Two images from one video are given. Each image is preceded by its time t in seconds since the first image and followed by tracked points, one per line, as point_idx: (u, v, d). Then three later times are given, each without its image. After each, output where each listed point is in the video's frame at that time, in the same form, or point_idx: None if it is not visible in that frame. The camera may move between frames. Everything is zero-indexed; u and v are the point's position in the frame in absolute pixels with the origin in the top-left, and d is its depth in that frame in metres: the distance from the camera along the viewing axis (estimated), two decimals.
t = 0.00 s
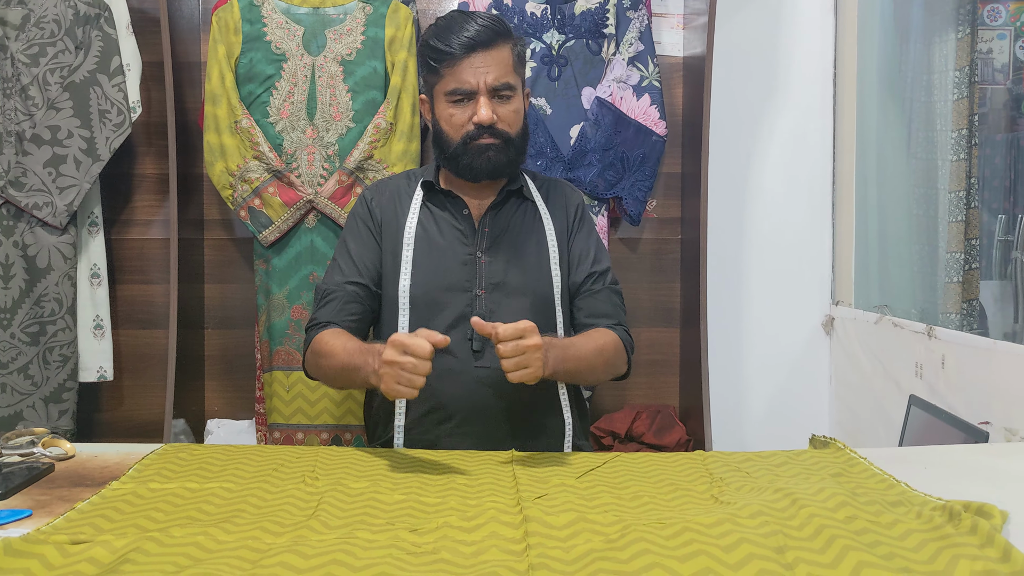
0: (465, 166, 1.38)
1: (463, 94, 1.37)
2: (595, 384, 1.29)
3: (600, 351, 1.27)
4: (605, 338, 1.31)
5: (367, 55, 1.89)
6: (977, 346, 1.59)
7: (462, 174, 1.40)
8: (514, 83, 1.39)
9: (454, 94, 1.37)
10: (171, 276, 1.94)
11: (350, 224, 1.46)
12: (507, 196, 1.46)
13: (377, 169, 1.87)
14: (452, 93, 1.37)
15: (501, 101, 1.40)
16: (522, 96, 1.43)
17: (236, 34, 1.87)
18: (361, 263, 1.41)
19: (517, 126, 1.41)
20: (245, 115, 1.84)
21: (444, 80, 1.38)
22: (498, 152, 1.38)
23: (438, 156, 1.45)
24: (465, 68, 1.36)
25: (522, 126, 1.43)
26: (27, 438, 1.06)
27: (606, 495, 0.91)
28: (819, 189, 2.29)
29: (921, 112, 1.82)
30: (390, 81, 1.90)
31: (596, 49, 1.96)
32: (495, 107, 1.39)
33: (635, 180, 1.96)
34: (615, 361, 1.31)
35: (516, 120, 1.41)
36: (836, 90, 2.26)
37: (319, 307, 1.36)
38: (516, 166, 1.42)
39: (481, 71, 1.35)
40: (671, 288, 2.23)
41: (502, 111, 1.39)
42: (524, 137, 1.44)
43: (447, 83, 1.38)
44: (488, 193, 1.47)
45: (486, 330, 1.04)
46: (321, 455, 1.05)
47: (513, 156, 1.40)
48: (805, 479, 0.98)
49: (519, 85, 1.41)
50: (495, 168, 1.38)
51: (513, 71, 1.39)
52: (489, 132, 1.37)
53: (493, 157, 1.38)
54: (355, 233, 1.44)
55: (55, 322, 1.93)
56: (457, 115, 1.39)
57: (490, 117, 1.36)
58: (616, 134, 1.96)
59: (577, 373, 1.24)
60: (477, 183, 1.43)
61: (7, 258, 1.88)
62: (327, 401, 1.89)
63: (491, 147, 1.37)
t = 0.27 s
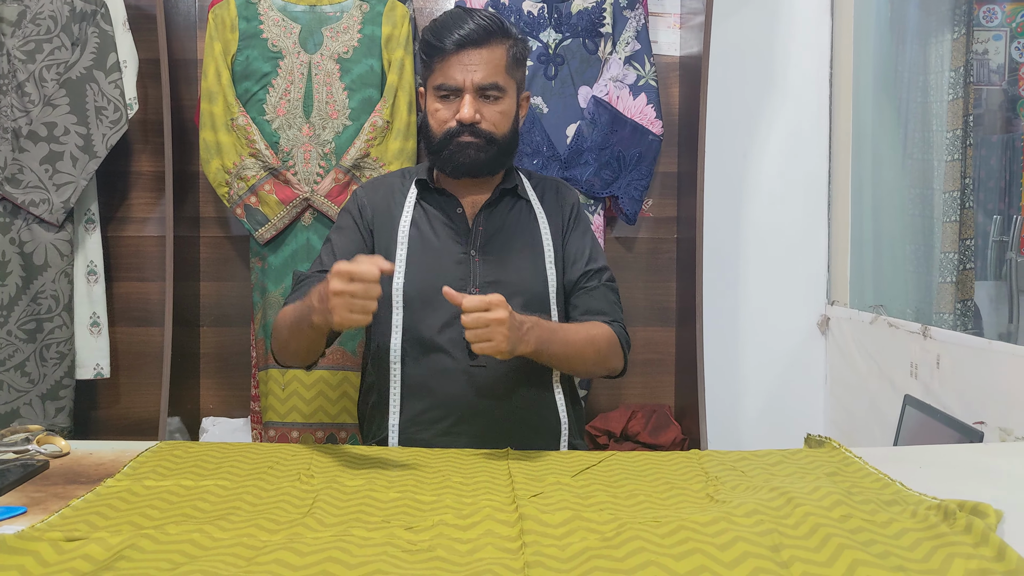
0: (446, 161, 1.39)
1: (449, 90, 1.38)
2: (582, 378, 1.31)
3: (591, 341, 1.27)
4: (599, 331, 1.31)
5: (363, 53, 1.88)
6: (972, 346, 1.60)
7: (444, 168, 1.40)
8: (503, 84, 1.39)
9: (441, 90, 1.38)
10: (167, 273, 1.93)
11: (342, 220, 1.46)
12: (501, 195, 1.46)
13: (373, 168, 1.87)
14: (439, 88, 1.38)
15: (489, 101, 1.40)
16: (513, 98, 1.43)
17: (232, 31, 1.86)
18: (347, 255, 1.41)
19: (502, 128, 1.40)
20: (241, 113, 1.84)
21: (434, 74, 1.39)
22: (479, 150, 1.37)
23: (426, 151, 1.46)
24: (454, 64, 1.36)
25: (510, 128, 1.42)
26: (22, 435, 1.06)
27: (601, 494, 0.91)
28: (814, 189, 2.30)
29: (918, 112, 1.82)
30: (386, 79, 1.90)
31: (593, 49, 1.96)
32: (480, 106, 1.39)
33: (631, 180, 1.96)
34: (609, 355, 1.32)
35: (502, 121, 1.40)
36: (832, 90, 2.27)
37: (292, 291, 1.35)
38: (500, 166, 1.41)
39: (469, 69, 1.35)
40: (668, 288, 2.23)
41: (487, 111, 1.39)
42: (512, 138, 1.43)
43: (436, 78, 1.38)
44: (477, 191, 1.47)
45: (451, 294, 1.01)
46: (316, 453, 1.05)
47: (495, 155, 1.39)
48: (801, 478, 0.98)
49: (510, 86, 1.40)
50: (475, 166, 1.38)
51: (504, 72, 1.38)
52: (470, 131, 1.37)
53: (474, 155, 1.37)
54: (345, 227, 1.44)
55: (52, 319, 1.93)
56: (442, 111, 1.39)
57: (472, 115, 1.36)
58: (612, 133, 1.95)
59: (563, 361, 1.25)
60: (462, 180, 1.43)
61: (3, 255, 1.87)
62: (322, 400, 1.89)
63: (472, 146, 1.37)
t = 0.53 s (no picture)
0: (437, 169, 1.39)
1: (448, 98, 1.37)
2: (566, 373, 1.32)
3: (568, 336, 1.26)
4: (579, 328, 1.30)
5: (360, 53, 1.88)
6: (969, 347, 1.60)
7: (432, 175, 1.41)
8: (503, 98, 1.39)
9: (440, 96, 1.37)
10: (163, 273, 1.93)
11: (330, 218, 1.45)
12: (491, 198, 1.46)
13: (370, 168, 1.87)
14: (438, 94, 1.37)
15: (487, 113, 1.39)
16: (511, 112, 1.43)
17: (229, 31, 1.85)
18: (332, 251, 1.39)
19: (496, 143, 1.40)
20: (238, 113, 1.83)
21: (435, 79, 1.38)
22: (469, 165, 1.39)
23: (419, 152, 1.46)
24: (456, 73, 1.35)
25: (504, 143, 1.42)
26: (18, 435, 1.05)
27: (598, 495, 0.91)
28: (811, 190, 2.30)
29: (915, 114, 1.83)
30: (383, 79, 1.90)
31: (591, 50, 1.96)
32: (478, 118, 1.38)
33: (628, 180, 1.97)
34: (590, 353, 1.30)
35: (497, 135, 1.40)
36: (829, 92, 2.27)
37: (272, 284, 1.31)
38: (489, 181, 1.43)
39: (470, 80, 1.35)
40: (665, 289, 2.23)
41: (484, 124, 1.39)
42: (506, 151, 1.44)
43: (436, 83, 1.37)
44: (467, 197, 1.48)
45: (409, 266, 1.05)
46: (312, 454, 1.05)
47: (486, 170, 1.40)
48: (798, 479, 0.98)
49: (508, 101, 1.40)
50: (464, 181, 1.40)
51: (505, 87, 1.38)
52: (464, 143, 1.37)
53: (464, 170, 1.38)
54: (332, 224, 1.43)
55: (48, 319, 1.92)
56: (439, 116, 1.39)
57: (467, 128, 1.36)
58: (610, 134, 1.95)
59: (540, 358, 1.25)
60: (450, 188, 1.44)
61: None
62: (320, 400, 1.89)
63: (463, 160, 1.38)
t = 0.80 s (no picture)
0: (448, 162, 1.38)
1: (461, 90, 1.37)
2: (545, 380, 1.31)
3: (536, 344, 1.26)
4: (552, 333, 1.28)
5: (360, 59, 1.88)
6: (967, 354, 1.60)
7: (442, 170, 1.40)
8: (515, 92, 1.39)
9: (453, 88, 1.37)
10: (161, 278, 1.92)
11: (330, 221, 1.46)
12: (491, 201, 1.45)
13: (369, 173, 1.87)
14: (451, 87, 1.37)
15: (499, 106, 1.40)
16: (521, 107, 1.44)
17: (228, 36, 1.86)
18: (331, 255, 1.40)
19: (507, 136, 1.41)
20: (237, 118, 1.83)
21: (447, 72, 1.38)
22: (482, 158, 1.38)
23: (427, 148, 1.45)
24: (470, 66, 1.36)
25: (514, 137, 1.43)
26: (15, 440, 1.05)
27: (598, 501, 0.91)
28: (810, 197, 2.31)
29: (913, 121, 1.83)
30: (382, 84, 1.90)
31: (590, 56, 1.96)
32: (490, 111, 1.39)
33: (627, 187, 1.97)
34: (568, 359, 1.29)
35: (507, 129, 1.41)
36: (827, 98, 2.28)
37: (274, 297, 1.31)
38: (498, 177, 1.42)
39: (484, 72, 1.35)
40: (664, 295, 2.23)
41: (496, 116, 1.39)
42: (516, 146, 1.44)
43: (449, 76, 1.38)
44: (471, 197, 1.47)
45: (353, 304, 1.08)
46: (311, 459, 1.05)
47: (496, 165, 1.40)
48: (798, 485, 0.97)
49: (519, 96, 1.41)
50: (476, 174, 1.39)
51: (517, 80, 1.39)
52: (477, 135, 1.37)
53: (476, 162, 1.38)
54: (332, 228, 1.44)
55: (45, 324, 1.92)
56: (452, 109, 1.39)
57: (482, 118, 1.36)
58: (608, 140, 1.96)
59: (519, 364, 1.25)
60: (458, 185, 1.43)
61: None
62: (317, 406, 1.88)
63: (475, 153, 1.38)
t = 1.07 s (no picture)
0: (450, 169, 1.38)
1: (462, 99, 1.38)
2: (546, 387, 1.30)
3: (539, 350, 1.26)
4: (554, 339, 1.28)
5: (359, 66, 1.89)
6: (966, 362, 1.60)
7: (443, 178, 1.40)
8: (515, 101, 1.40)
9: (453, 97, 1.38)
10: (160, 285, 1.93)
11: (331, 229, 1.46)
12: (492, 208, 1.46)
13: (368, 180, 1.88)
14: (451, 95, 1.38)
15: (499, 115, 1.40)
16: (521, 116, 1.44)
17: (228, 43, 1.86)
18: (335, 263, 1.41)
19: (507, 144, 1.41)
20: (237, 125, 1.84)
21: (448, 81, 1.39)
22: (483, 165, 1.38)
23: (427, 156, 1.45)
24: (471, 74, 1.36)
25: (514, 145, 1.43)
26: (12, 446, 1.05)
27: (596, 508, 0.90)
28: (808, 204, 2.31)
29: (913, 129, 1.84)
30: (382, 92, 1.91)
31: (589, 63, 1.97)
32: (491, 119, 1.39)
33: (626, 194, 1.97)
34: (569, 367, 1.29)
35: (508, 137, 1.41)
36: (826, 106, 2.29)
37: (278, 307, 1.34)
38: (499, 183, 1.42)
39: (484, 81, 1.36)
40: (662, 302, 2.23)
41: (497, 124, 1.40)
42: (516, 155, 1.45)
43: (450, 85, 1.38)
44: (472, 204, 1.47)
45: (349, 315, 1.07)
46: (310, 465, 1.04)
47: (496, 172, 1.40)
48: (796, 493, 0.97)
49: (520, 104, 1.42)
50: (476, 180, 1.39)
51: (517, 89, 1.40)
52: (478, 142, 1.37)
53: (476, 169, 1.38)
54: (333, 236, 1.44)
55: (43, 330, 1.92)
56: (453, 118, 1.39)
57: (482, 127, 1.36)
58: (608, 148, 1.96)
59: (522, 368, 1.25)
60: (460, 191, 1.43)
61: None
62: (316, 413, 1.88)
63: (476, 160, 1.38)
